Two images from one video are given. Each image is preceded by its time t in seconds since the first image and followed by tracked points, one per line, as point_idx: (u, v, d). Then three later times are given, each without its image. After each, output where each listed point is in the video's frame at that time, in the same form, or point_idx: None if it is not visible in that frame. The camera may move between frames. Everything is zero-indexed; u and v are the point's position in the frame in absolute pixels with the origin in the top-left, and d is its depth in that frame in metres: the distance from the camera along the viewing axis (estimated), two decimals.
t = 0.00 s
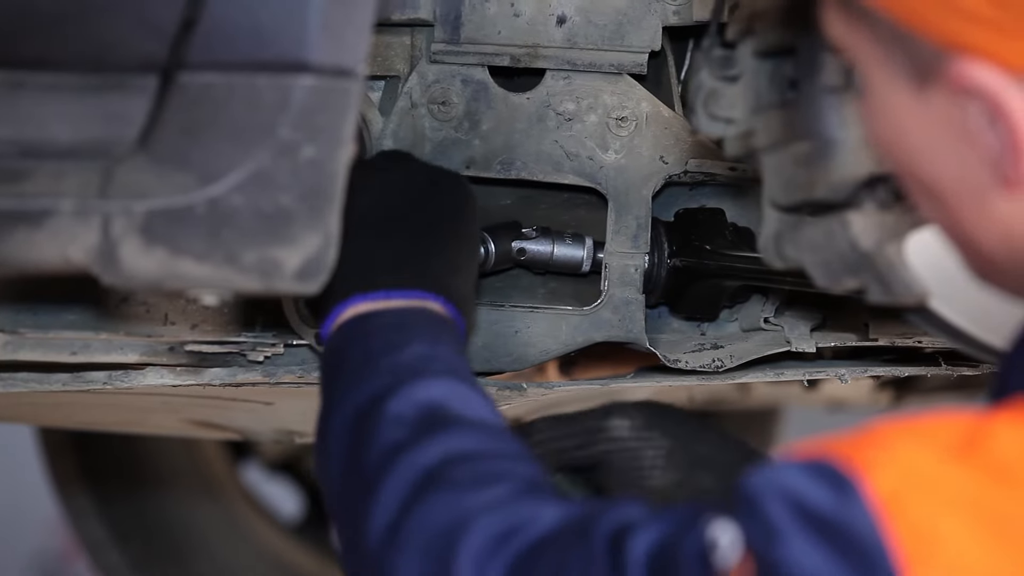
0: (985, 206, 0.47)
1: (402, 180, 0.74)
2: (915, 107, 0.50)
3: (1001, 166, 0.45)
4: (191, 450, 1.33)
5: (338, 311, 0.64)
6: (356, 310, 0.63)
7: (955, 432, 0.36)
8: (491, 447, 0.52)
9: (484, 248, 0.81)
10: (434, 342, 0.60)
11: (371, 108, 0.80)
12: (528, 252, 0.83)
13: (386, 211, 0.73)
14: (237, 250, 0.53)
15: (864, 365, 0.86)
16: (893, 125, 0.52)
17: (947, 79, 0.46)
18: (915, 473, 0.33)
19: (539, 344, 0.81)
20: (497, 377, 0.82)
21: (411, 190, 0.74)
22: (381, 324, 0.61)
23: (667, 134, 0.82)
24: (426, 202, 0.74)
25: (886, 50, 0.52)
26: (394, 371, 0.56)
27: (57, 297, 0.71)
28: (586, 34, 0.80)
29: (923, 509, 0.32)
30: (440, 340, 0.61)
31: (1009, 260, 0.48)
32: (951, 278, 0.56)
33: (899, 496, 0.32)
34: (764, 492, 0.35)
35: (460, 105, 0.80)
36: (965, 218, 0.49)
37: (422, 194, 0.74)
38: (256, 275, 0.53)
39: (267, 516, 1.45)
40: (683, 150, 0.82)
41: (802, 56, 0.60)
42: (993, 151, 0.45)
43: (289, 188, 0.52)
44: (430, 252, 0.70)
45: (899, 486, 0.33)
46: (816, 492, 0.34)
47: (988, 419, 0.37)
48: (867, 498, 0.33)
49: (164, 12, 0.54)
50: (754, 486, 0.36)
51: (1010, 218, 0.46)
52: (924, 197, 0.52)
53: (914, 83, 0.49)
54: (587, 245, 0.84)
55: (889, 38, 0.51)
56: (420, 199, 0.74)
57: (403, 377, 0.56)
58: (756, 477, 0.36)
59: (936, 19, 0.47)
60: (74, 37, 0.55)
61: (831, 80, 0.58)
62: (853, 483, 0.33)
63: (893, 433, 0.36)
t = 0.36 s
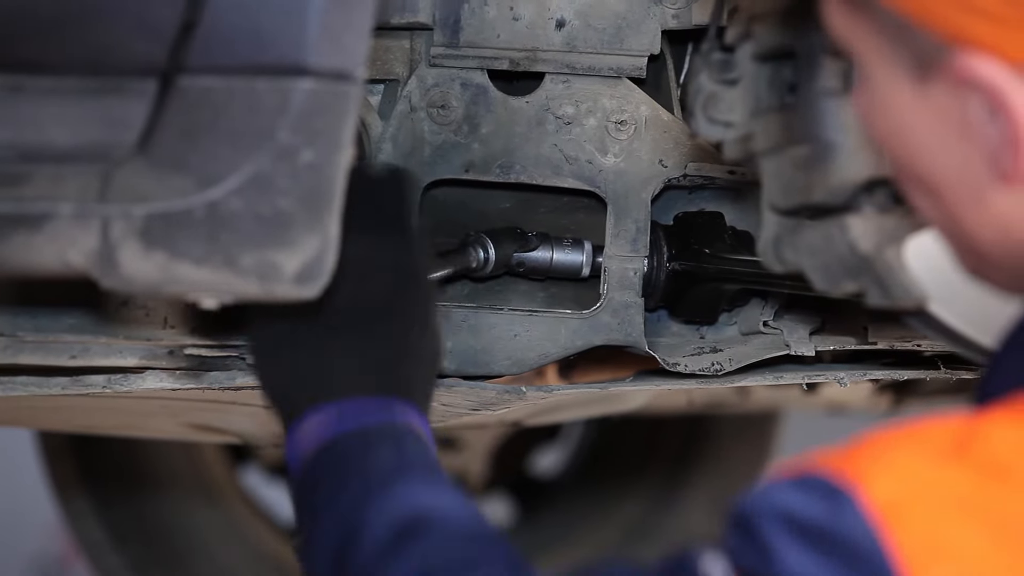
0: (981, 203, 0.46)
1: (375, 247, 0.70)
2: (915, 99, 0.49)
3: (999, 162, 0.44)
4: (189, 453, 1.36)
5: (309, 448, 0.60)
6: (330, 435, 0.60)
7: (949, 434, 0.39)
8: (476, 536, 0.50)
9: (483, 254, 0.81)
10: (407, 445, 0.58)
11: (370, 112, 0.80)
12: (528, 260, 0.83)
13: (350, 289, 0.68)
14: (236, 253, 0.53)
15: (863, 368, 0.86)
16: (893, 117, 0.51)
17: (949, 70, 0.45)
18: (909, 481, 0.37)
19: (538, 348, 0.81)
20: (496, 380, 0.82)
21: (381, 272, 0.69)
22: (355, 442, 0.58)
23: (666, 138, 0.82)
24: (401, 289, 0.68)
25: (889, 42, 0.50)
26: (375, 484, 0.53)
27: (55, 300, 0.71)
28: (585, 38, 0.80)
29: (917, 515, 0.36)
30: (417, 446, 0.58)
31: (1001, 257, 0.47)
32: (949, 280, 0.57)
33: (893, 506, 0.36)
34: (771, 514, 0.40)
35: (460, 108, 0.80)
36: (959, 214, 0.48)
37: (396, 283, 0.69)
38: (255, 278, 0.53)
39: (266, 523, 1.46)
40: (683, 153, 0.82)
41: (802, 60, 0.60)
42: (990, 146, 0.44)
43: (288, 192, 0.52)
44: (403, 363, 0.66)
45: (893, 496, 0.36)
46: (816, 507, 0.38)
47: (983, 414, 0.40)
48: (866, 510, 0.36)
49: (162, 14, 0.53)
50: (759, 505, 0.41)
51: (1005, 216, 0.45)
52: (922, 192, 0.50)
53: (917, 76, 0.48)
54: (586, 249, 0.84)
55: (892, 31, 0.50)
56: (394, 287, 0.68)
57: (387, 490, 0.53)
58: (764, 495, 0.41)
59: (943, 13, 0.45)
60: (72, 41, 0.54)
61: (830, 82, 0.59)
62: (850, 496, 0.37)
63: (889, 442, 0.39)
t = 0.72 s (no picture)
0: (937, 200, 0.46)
1: (309, 373, 0.60)
2: (875, 92, 0.48)
3: (953, 163, 0.44)
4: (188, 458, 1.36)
5: None
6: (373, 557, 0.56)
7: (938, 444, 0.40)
8: None
9: (484, 260, 0.80)
10: (451, 544, 0.54)
11: (367, 117, 0.80)
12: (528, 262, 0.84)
13: (330, 473, 0.59)
14: (234, 258, 0.53)
15: (860, 372, 0.86)
16: (853, 109, 0.50)
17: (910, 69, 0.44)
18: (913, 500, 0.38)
19: (536, 351, 0.81)
20: (494, 384, 0.82)
21: (325, 401, 0.60)
22: (397, 556, 0.54)
23: (664, 142, 0.82)
24: (364, 426, 0.60)
25: (854, 31, 0.49)
26: None
27: (54, 304, 0.71)
28: (583, 41, 0.80)
29: (929, 535, 0.37)
30: (459, 548, 0.54)
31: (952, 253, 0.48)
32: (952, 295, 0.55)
33: (906, 526, 0.37)
34: (779, 560, 0.40)
35: (458, 112, 0.80)
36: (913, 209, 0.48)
37: (352, 415, 0.60)
38: (253, 282, 0.53)
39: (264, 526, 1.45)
40: (680, 157, 0.82)
41: (798, 63, 0.60)
42: (948, 144, 0.44)
43: (287, 196, 0.52)
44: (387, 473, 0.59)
45: (906, 517, 0.37)
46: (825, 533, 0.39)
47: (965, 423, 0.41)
48: (880, 535, 0.37)
49: (159, 19, 0.53)
50: (765, 555, 0.40)
51: (959, 213, 0.45)
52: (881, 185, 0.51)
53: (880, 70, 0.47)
54: (585, 252, 0.85)
55: (856, 19, 0.49)
56: (353, 414, 0.60)
57: None
58: (766, 539, 0.41)
59: (906, 11, 0.43)
60: (70, 45, 0.54)
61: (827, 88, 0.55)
62: (862, 521, 0.38)
63: (891, 461, 0.40)
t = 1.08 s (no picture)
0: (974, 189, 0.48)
1: (321, 342, 0.67)
2: (910, 82, 0.49)
3: (991, 153, 0.45)
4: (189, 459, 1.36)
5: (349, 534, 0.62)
6: (365, 520, 0.61)
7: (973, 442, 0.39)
8: None
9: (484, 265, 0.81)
10: (446, 512, 0.59)
11: (370, 119, 0.80)
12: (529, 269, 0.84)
13: (333, 435, 0.65)
14: (237, 261, 0.53)
15: (864, 375, 0.86)
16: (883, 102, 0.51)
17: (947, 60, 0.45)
18: (948, 498, 0.37)
19: (538, 354, 0.81)
20: (497, 387, 0.82)
21: (332, 365, 0.66)
22: (393, 519, 0.59)
23: (667, 145, 0.82)
24: (368, 390, 0.66)
25: (887, 24, 0.50)
26: (416, 562, 0.55)
27: (56, 307, 0.71)
28: (586, 44, 0.80)
29: (963, 534, 0.36)
30: (453, 512, 0.60)
31: (986, 243, 0.49)
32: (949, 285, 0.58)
33: (940, 525, 0.36)
34: (807, 557, 0.38)
35: (461, 115, 0.80)
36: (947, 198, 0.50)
37: (356, 380, 0.66)
38: (256, 285, 0.53)
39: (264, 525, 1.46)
40: (683, 160, 0.82)
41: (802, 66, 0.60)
42: (985, 134, 0.46)
43: (290, 199, 0.52)
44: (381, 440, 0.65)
45: (939, 516, 0.36)
46: (855, 532, 0.37)
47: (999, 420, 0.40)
48: (915, 535, 0.36)
49: (164, 22, 0.53)
50: (790, 549, 0.39)
51: (999, 203, 0.47)
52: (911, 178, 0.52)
53: (914, 60, 0.48)
54: (586, 257, 0.85)
55: (890, 9, 0.50)
56: (359, 378, 0.66)
57: (430, 567, 0.54)
58: (794, 534, 0.39)
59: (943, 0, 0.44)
60: (74, 48, 0.54)
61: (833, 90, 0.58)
62: (895, 520, 0.37)
63: (922, 459, 0.39)
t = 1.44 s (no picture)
0: (988, 199, 0.47)
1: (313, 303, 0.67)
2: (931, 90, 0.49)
3: (1008, 159, 0.46)
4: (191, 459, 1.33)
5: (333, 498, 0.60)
6: (350, 486, 0.60)
7: (987, 454, 0.37)
8: None
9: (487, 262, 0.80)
10: (435, 481, 0.58)
11: (372, 120, 0.80)
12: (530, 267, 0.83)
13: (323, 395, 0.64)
14: (237, 262, 0.53)
15: (865, 376, 0.86)
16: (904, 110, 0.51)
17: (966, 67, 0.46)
18: (955, 513, 0.34)
19: (540, 355, 0.81)
20: (498, 388, 0.81)
21: (323, 328, 0.66)
22: (382, 485, 0.58)
23: (668, 146, 0.82)
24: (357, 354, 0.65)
25: (909, 31, 0.50)
26: (408, 533, 0.53)
27: (58, 308, 0.71)
28: (587, 45, 0.80)
29: (971, 553, 0.33)
30: (442, 482, 0.59)
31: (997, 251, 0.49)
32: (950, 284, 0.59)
33: (947, 543, 0.34)
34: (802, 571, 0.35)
35: (462, 116, 0.80)
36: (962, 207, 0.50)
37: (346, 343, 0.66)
38: (258, 286, 0.53)
39: (266, 526, 1.43)
40: (685, 161, 0.82)
41: (803, 67, 0.60)
42: (1003, 141, 0.46)
43: (291, 200, 0.52)
44: (372, 401, 0.64)
45: (946, 533, 0.34)
46: (852, 546, 0.35)
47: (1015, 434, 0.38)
48: (919, 552, 0.34)
49: (165, 23, 0.53)
50: (788, 558, 0.36)
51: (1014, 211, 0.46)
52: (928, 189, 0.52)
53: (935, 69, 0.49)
54: (590, 257, 0.85)
55: (908, 17, 0.50)
56: (347, 342, 0.66)
57: (423, 537, 0.53)
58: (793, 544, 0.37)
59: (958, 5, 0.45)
60: (74, 49, 0.54)
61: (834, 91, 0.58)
62: (899, 536, 0.34)
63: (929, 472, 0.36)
